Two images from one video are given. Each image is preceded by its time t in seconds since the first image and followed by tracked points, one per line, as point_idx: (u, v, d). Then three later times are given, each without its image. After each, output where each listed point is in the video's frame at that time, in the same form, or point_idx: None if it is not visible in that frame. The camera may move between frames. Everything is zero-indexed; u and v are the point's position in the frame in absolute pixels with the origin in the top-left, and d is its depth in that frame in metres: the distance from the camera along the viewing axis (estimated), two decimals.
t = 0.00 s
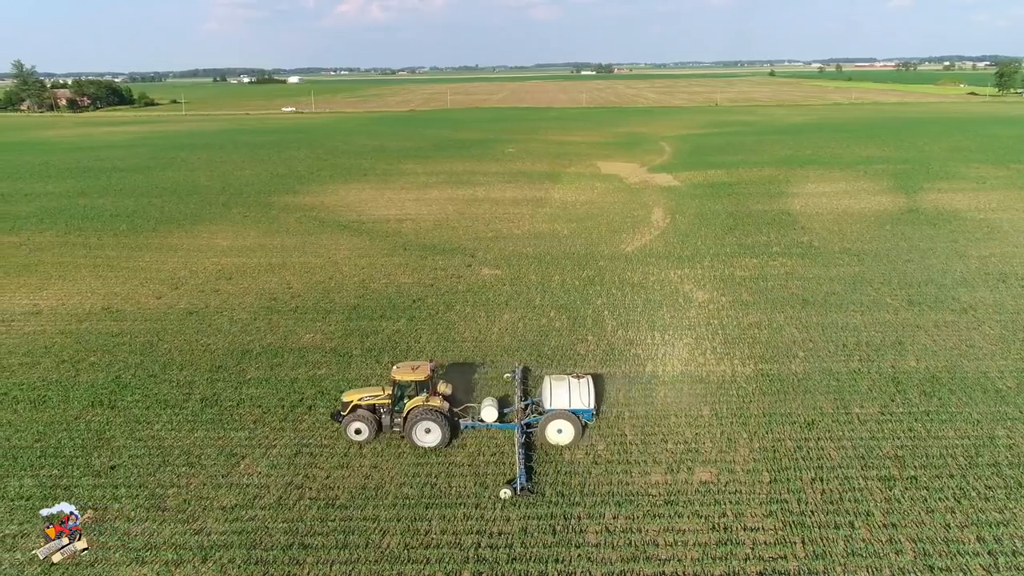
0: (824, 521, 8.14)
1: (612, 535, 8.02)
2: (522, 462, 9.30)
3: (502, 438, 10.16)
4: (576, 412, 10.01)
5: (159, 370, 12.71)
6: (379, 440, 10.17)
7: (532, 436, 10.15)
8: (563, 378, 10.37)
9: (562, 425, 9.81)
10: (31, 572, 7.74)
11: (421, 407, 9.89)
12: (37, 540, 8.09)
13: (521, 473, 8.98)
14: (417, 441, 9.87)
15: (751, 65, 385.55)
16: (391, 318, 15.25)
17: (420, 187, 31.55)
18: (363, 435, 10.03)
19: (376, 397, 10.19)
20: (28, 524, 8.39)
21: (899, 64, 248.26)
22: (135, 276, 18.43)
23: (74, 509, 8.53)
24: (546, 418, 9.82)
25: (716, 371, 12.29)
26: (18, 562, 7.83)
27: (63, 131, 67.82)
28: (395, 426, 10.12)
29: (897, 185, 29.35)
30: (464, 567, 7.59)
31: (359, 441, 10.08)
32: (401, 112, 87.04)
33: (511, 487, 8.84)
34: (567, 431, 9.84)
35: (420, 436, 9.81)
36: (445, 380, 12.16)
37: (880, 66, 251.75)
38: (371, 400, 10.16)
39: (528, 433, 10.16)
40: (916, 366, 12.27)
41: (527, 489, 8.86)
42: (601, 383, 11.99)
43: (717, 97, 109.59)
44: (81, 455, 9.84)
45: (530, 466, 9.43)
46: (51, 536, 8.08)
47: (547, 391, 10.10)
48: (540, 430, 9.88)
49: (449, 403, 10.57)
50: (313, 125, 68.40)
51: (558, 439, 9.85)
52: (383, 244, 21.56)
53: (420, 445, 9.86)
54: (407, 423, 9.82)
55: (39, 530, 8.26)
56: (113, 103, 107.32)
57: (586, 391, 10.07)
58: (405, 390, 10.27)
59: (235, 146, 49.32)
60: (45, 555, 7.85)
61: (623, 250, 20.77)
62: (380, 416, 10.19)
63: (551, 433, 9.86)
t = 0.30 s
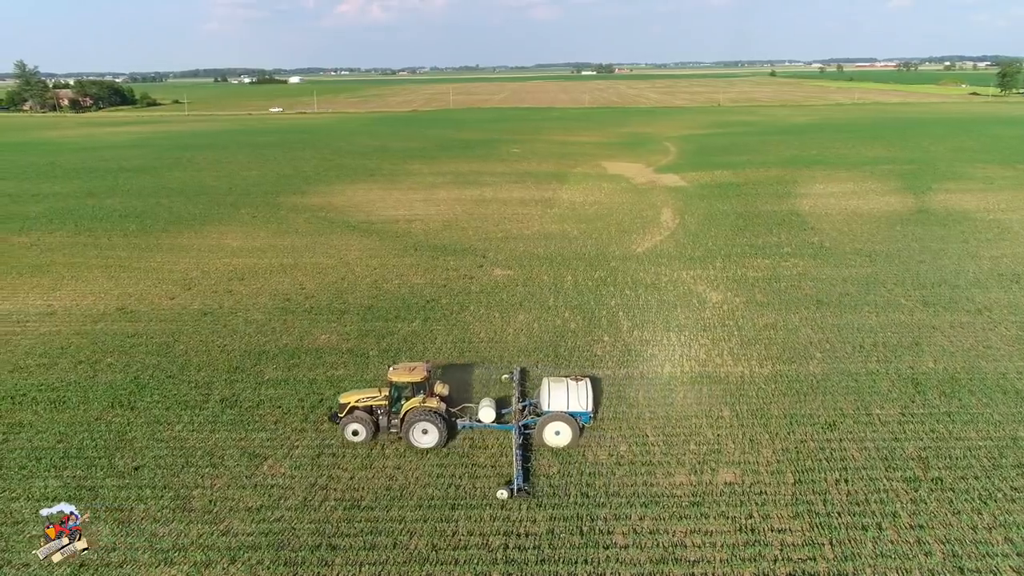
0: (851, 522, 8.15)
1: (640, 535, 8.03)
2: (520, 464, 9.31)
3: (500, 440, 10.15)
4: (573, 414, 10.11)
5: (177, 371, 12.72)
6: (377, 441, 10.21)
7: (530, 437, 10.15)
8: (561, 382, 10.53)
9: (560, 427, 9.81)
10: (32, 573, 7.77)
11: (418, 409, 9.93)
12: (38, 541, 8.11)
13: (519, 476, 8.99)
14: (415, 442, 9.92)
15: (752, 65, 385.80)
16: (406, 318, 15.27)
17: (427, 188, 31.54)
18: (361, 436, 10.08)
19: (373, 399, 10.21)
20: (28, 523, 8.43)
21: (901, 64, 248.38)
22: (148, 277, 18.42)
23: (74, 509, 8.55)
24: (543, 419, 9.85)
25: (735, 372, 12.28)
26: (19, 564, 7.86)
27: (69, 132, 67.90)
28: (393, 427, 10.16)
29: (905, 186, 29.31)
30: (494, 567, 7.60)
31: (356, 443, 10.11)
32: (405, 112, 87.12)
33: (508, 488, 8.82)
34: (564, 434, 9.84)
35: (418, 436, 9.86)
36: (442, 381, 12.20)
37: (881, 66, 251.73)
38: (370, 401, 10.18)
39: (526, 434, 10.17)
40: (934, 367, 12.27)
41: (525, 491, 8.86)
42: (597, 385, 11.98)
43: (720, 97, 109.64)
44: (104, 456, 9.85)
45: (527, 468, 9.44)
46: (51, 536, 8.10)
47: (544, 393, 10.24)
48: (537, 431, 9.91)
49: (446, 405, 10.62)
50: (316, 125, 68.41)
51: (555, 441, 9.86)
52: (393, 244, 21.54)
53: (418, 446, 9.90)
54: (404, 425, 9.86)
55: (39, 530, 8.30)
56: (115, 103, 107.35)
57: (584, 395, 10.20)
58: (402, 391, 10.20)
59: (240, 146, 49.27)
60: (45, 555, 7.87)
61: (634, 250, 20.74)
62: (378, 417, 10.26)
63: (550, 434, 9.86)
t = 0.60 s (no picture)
0: (877, 524, 8.16)
1: (668, 537, 8.02)
2: (518, 465, 9.32)
3: (497, 441, 10.15)
4: (570, 415, 10.10)
5: (195, 372, 12.70)
6: (375, 441, 10.23)
7: (527, 438, 10.17)
8: (558, 381, 10.47)
9: (557, 428, 9.85)
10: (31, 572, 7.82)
11: (415, 410, 9.95)
12: (37, 540, 8.17)
13: (516, 477, 9.00)
14: (412, 444, 9.92)
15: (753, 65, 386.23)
16: (421, 319, 15.25)
17: (435, 188, 31.55)
18: (358, 436, 10.11)
19: (371, 399, 10.26)
20: (28, 522, 8.47)
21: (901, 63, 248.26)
22: (160, 278, 18.40)
23: (74, 509, 8.61)
24: (541, 420, 9.87)
25: (753, 373, 12.27)
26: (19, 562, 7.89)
27: (74, 132, 68.00)
28: (391, 428, 10.16)
29: (913, 186, 29.28)
30: (523, 568, 7.60)
31: (353, 443, 10.15)
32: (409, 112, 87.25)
33: (507, 490, 8.82)
34: (562, 435, 9.88)
35: (415, 438, 9.86)
36: (440, 382, 12.18)
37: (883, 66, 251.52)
38: (367, 401, 10.24)
39: (523, 436, 10.18)
40: (953, 368, 12.27)
41: (523, 493, 8.87)
42: (594, 385, 12.01)
43: (722, 97, 109.72)
44: (127, 457, 9.85)
45: (524, 469, 9.46)
46: (51, 536, 8.16)
47: (542, 394, 10.18)
48: (534, 432, 9.93)
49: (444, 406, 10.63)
50: (320, 125, 68.48)
51: (552, 441, 9.91)
52: (403, 245, 21.56)
53: (415, 447, 9.90)
54: (402, 426, 9.87)
55: (38, 530, 8.32)
56: (118, 103, 107.50)
57: (581, 395, 10.15)
58: (400, 391, 10.21)
59: (245, 146, 49.32)
60: (45, 555, 7.93)
61: (645, 251, 20.75)
62: (375, 418, 10.28)
63: (546, 435, 9.90)
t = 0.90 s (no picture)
0: (905, 524, 8.17)
1: (697, 537, 8.02)
2: (514, 465, 9.32)
3: (494, 442, 10.15)
4: (568, 417, 10.05)
5: (213, 372, 12.72)
6: (373, 442, 10.23)
7: (525, 440, 10.16)
8: (556, 384, 10.43)
9: (554, 430, 9.81)
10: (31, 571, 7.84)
11: (412, 411, 9.94)
12: (37, 540, 8.20)
13: (513, 477, 9.02)
14: (409, 445, 9.91)
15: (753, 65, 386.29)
16: (436, 319, 15.28)
17: (442, 188, 31.58)
18: (356, 437, 10.13)
19: (369, 400, 10.26)
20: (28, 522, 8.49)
21: (902, 64, 248.59)
22: (172, 278, 18.40)
23: (74, 509, 8.64)
24: (539, 422, 9.83)
25: (771, 374, 12.27)
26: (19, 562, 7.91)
27: (78, 132, 68.05)
28: (388, 428, 10.16)
29: (921, 187, 29.28)
30: (553, 569, 7.61)
31: (350, 444, 10.17)
32: (412, 112, 87.29)
33: (503, 491, 8.85)
34: (559, 437, 9.85)
35: (412, 438, 9.85)
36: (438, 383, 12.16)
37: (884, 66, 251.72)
38: (365, 402, 10.24)
39: (520, 437, 10.19)
40: (971, 369, 12.29)
41: (519, 493, 8.90)
42: (591, 385, 11.99)
43: (724, 97, 109.67)
44: (150, 457, 9.86)
45: (521, 469, 9.46)
46: (51, 536, 8.18)
47: (539, 395, 10.13)
48: (532, 433, 9.91)
49: (441, 407, 10.61)
50: (324, 125, 68.54)
51: (549, 443, 9.87)
52: (413, 245, 21.58)
53: (412, 447, 9.90)
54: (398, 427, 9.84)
55: (39, 530, 8.36)
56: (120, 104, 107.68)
57: (578, 396, 10.11)
58: (397, 392, 10.16)
59: (250, 146, 49.37)
60: (45, 555, 7.95)
61: (655, 251, 20.75)
62: (373, 418, 10.27)
63: (543, 437, 9.87)
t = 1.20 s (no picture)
0: (932, 525, 8.17)
1: (724, 538, 8.03)
2: (511, 467, 9.32)
3: (491, 443, 10.14)
4: (565, 417, 10.01)
5: (231, 372, 12.72)
6: (370, 442, 10.21)
7: (522, 440, 10.17)
8: (553, 383, 10.38)
9: (551, 430, 9.80)
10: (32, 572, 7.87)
11: (410, 412, 9.90)
12: (37, 540, 8.22)
13: (510, 479, 9.03)
14: (407, 444, 9.90)
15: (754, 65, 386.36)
16: (450, 319, 15.30)
17: (449, 188, 31.58)
18: (353, 437, 10.13)
19: (367, 400, 10.24)
20: (29, 523, 8.53)
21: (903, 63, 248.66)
22: (184, 278, 18.41)
23: (74, 509, 8.67)
24: (535, 422, 9.84)
25: (789, 374, 12.27)
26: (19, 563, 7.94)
27: (82, 132, 68.09)
28: (386, 429, 10.15)
29: (929, 187, 29.28)
30: (582, 569, 7.61)
31: (349, 444, 10.16)
32: (415, 112, 87.37)
33: (499, 492, 8.85)
34: (556, 437, 9.85)
35: (410, 439, 9.84)
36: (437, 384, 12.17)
37: (885, 66, 251.58)
38: (363, 403, 10.21)
39: (517, 437, 10.17)
40: (989, 369, 12.29)
41: (516, 494, 8.91)
42: (589, 385, 12.05)
43: (726, 97, 109.65)
44: (173, 458, 9.87)
45: (518, 471, 9.46)
46: (51, 536, 8.21)
47: (536, 395, 10.09)
48: (529, 434, 9.90)
49: (439, 407, 10.56)
50: (328, 125, 68.56)
51: (547, 443, 9.88)
52: (423, 245, 21.60)
53: (410, 448, 9.91)
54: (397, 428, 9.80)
55: (39, 530, 8.39)
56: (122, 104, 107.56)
57: (575, 396, 10.07)
58: (395, 393, 10.16)
59: (255, 146, 49.38)
60: (45, 555, 7.98)
61: (666, 251, 20.74)
62: (370, 419, 10.23)
63: (541, 438, 9.88)
